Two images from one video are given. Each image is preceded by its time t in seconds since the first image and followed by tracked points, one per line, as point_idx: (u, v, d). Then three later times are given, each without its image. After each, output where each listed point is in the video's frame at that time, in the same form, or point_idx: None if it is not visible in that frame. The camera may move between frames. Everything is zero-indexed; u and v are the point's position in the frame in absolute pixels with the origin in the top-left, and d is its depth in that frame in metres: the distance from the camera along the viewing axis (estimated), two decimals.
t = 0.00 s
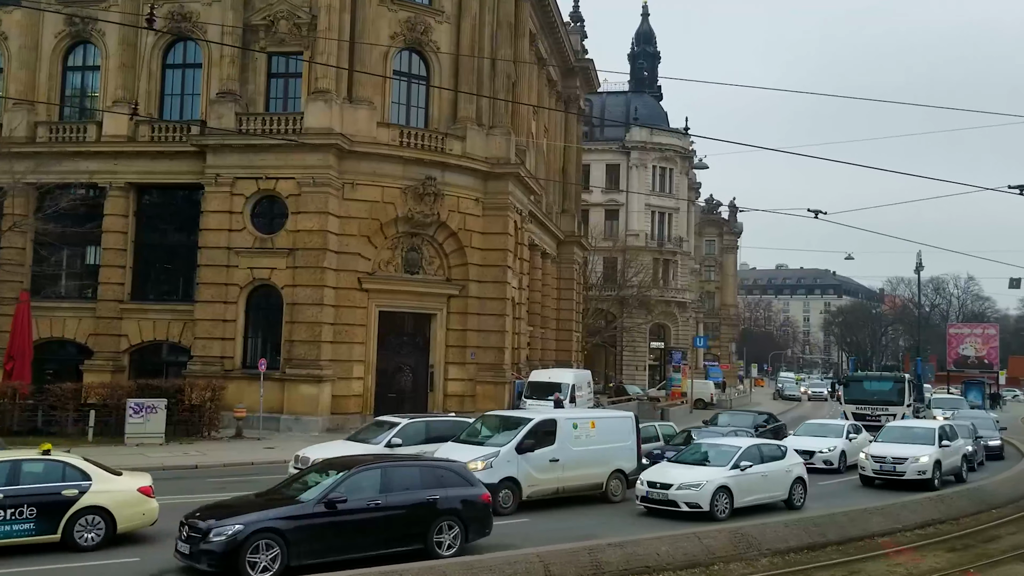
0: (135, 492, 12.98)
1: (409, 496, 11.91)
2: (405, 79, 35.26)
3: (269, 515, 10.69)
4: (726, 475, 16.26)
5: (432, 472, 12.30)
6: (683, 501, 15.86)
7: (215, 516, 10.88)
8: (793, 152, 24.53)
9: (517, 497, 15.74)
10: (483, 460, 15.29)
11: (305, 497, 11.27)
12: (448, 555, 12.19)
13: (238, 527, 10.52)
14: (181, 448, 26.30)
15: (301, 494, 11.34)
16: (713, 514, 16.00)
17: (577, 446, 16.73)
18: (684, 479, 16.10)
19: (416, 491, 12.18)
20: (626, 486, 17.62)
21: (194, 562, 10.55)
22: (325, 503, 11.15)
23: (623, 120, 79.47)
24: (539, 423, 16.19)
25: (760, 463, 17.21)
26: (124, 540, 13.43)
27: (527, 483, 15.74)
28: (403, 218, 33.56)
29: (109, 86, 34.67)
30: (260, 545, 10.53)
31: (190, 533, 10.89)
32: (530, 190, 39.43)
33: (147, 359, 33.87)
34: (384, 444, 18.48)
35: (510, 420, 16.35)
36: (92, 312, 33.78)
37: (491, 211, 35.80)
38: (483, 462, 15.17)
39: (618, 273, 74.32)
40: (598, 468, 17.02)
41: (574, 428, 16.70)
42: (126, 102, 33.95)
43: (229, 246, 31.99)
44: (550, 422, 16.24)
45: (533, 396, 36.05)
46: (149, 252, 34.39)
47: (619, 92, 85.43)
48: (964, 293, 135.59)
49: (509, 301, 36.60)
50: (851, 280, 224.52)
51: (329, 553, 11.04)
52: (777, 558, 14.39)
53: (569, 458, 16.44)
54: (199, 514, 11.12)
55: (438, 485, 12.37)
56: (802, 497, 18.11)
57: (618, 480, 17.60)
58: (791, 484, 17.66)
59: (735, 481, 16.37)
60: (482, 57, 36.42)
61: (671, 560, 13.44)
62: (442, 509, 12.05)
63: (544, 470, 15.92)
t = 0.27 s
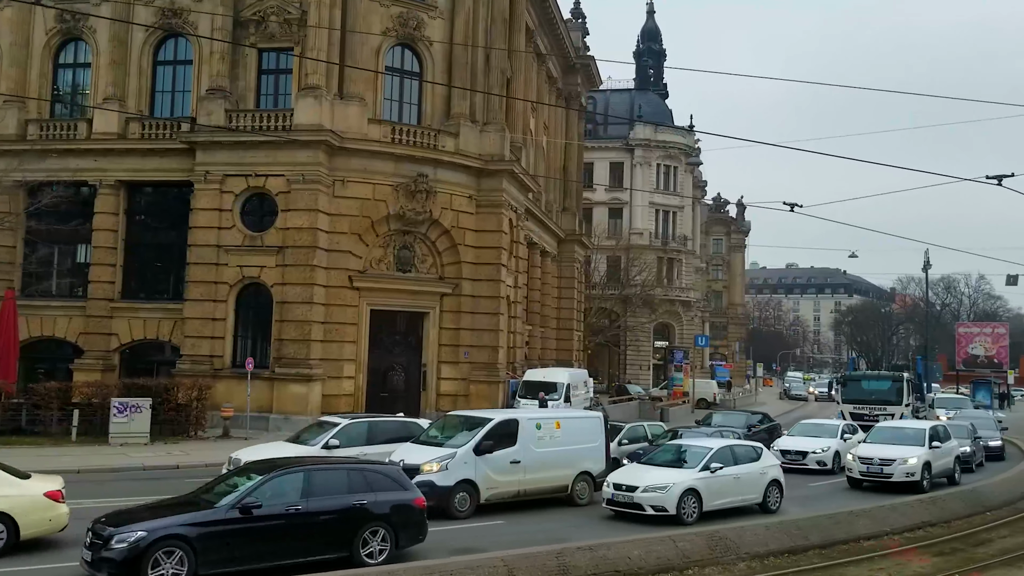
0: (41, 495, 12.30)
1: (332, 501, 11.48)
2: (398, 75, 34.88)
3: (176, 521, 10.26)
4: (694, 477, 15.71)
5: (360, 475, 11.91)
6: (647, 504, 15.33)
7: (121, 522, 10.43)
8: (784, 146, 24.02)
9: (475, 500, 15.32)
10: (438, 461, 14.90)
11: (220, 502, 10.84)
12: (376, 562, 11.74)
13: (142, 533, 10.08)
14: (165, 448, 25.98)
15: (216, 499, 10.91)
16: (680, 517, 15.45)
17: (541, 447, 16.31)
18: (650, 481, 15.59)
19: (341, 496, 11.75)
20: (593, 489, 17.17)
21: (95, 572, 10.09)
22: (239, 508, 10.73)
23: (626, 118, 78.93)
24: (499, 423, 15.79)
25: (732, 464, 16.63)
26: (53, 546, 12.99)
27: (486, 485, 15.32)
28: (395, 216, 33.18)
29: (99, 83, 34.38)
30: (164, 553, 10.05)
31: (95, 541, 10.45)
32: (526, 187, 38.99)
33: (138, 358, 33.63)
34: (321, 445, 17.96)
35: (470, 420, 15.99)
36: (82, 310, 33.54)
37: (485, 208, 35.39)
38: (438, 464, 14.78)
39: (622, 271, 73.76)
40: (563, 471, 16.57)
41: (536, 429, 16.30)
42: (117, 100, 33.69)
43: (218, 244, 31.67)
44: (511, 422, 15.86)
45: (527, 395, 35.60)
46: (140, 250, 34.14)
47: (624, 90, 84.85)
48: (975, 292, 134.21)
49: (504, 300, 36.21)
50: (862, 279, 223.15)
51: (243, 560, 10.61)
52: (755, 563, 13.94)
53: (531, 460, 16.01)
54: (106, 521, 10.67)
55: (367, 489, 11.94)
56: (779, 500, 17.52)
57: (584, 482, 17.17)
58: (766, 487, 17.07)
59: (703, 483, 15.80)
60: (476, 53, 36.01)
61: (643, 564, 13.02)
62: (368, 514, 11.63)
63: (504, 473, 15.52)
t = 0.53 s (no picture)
0: None
1: (242, 507, 11.08)
2: (394, 71, 34.50)
3: (67, 527, 9.74)
4: (659, 480, 15.12)
5: (274, 481, 11.53)
6: (610, 508, 14.75)
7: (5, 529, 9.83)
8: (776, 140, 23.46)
9: (426, 504, 14.93)
10: (386, 463, 14.52)
11: (119, 508, 10.39)
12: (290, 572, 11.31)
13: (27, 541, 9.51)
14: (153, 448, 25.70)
15: (116, 506, 10.45)
16: (644, 522, 14.87)
17: (497, 448, 15.90)
18: (613, 484, 15.01)
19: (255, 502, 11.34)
20: (555, 492, 16.72)
21: None
22: (140, 514, 10.30)
23: (634, 115, 78.28)
24: (450, 424, 15.43)
25: (702, 466, 16.04)
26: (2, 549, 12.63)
27: (437, 488, 14.96)
28: (390, 213, 32.83)
29: (94, 80, 34.18)
30: (54, 560, 9.53)
31: None
32: (525, 185, 38.55)
33: (133, 357, 33.43)
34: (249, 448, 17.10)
35: (422, 421, 15.63)
36: (77, 309, 33.38)
37: (483, 205, 34.99)
38: (385, 466, 14.41)
39: (629, 270, 73.15)
40: (521, 473, 16.14)
41: (491, 430, 15.91)
42: (111, 97, 33.50)
43: (211, 242, 31.39)
44: (464, 423, 15.49)
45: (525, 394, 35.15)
46: (134, 249, 33.93)
47: (632, 87, 84.18)
48: (992, 290, 132.56)
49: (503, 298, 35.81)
50: (877, 277, 221.24)
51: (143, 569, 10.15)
52: (734, 568, 13.46)
53: (486, 462, 15.61)
54: None
55: (282, 495, 11.56)
56: (752, 503, 16.94)
57: (545, 485, 16.71)
58: (737, 491, 16.47)
59: (669, 487, 15.23)
60: (473, 48, 35.59)
61: (615, 570, 12.57)
62: (282, 520, 11.23)
63: (456, 475, 15.13)
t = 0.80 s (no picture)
0: None
1: (137, 517, 10.40)
2: (397, 70, 34.18)
3: None
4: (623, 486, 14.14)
5: (176, 488, 10.84)
6: (569, 516, 13.75)
7: None
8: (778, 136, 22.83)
9: (371, 512, 14.44)
10: (328, 470, 14.05)
11: None
12: None
13: None
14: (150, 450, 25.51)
15: None
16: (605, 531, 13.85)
17: (451, 453, 15.39)
18: (573, 490, 14.03)
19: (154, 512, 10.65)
20: (514, 499, 16.15)
21: None
22: (19, 524, 9.67)
23: (651, 114, 77.58)
24: (400, 429, 14.97)
25: (671, 473, 15.00)
26: None
27: (384, 496, 14.47)
28: (392, 213, 32.52)
29: (99, 82, 34.19)
30: None
31: None
32: (532, 183, 38.06)
33: (137, 359, 33.38)
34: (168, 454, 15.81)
35: (372, 425, 15.17)
36: (82, 311, 33.37)
37: (487, 205, 34.57)
38: (328, 473, 13.96)
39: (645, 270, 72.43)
40: (477, 479, 15.60)
41: (445, 435, 15.40)
42: (115, 98, 33.48)
43: (212, 243, 31.25)
44: (414, 428, 15.02)
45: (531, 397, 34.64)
46: (139, 250, 33.87)
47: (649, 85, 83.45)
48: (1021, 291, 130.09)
49: (509, 298, 35.36)
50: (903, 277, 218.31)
51: None
52: None
53: (438, 468, 15.10)
54: None
55: (185, 504, 10.85)
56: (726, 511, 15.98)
57: (504, 493, 16.12)
58: (711, 497, 15.54)
59: (634, 493, 14.23)
60: (477, 46, 35.21)
61: None
62: (180, 532, 10.54)
63: (404, 482, 14.64)
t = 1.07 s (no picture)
0: None
1: None
2: (391, 72, 33.82)
3: None
4: (568, 498, 13.43)
5: (41, 503, 10.05)
6: (509, 530, 13.09)
7: None
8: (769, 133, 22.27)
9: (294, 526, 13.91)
10: (245, 482, 13.55)
11: None
12: None
13: None
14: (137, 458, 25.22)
15: None
16: (548, 546, 13.17)
17: (383, 463, 14.76)
18: (516, 502, 13.35)
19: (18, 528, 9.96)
20: (454, 511, 15.44)
21: None
22: None
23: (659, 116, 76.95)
24: (328, 438, 14.38)
25: (622, 482, 14.22)
26: None
27: (306, 509, 13.92)
28: (386, 217, 32.14)
29: (92, 87, 34.06)
30: None
31: None
32: (530, 186, 37.59)
33: (131, 366, 33.16)
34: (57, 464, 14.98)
35: (302, 433, 14.60)
36: (76, 318, 33.19)
37: (484, 208, 34.11)
38: (244, 485, 13.48)
39: (654, 274, 71.75)
40: (412, 490, 14.94)
41: (378, 444, 14.77)
42: (108, 104, 33.33)
43: (204, 248, 30.99)
44: (342, 437, 14.41)
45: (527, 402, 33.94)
46: (132, 256, 33.66)
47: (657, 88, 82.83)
48: None
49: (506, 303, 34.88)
50: (921, 280, 215.97)
51: None
52: None
53: (367, 479, 14.48)
54: None
55: (52, 519, 10.08)
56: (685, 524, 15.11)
57: (444, 505, 15.43)
58: (665, 509, 14.64)
59: (581, 506, 13.52)
60: (473, 47, 34.81)
61: None
62: (38, 551, 9.80)
63: (328, 495, 14.07)
